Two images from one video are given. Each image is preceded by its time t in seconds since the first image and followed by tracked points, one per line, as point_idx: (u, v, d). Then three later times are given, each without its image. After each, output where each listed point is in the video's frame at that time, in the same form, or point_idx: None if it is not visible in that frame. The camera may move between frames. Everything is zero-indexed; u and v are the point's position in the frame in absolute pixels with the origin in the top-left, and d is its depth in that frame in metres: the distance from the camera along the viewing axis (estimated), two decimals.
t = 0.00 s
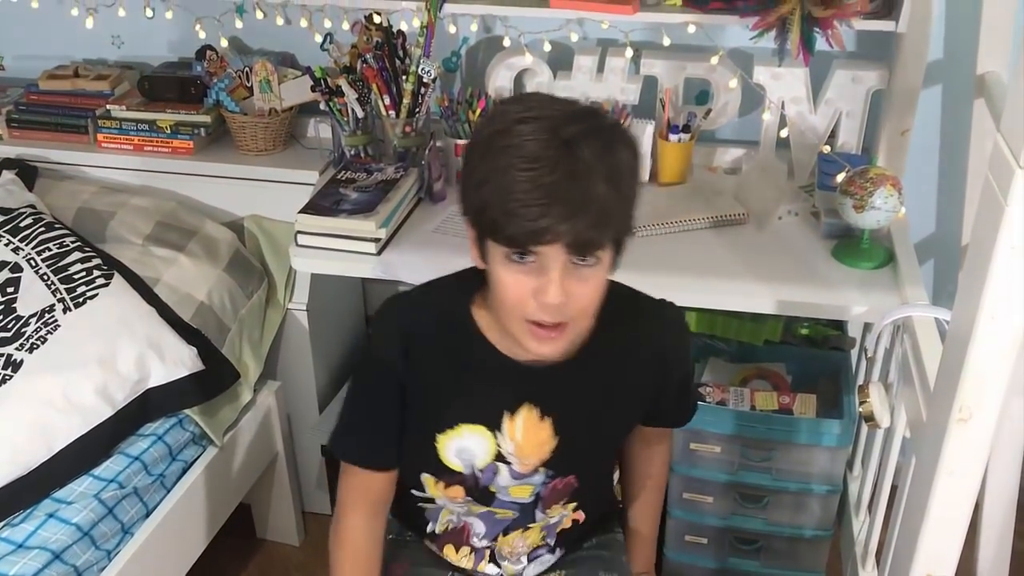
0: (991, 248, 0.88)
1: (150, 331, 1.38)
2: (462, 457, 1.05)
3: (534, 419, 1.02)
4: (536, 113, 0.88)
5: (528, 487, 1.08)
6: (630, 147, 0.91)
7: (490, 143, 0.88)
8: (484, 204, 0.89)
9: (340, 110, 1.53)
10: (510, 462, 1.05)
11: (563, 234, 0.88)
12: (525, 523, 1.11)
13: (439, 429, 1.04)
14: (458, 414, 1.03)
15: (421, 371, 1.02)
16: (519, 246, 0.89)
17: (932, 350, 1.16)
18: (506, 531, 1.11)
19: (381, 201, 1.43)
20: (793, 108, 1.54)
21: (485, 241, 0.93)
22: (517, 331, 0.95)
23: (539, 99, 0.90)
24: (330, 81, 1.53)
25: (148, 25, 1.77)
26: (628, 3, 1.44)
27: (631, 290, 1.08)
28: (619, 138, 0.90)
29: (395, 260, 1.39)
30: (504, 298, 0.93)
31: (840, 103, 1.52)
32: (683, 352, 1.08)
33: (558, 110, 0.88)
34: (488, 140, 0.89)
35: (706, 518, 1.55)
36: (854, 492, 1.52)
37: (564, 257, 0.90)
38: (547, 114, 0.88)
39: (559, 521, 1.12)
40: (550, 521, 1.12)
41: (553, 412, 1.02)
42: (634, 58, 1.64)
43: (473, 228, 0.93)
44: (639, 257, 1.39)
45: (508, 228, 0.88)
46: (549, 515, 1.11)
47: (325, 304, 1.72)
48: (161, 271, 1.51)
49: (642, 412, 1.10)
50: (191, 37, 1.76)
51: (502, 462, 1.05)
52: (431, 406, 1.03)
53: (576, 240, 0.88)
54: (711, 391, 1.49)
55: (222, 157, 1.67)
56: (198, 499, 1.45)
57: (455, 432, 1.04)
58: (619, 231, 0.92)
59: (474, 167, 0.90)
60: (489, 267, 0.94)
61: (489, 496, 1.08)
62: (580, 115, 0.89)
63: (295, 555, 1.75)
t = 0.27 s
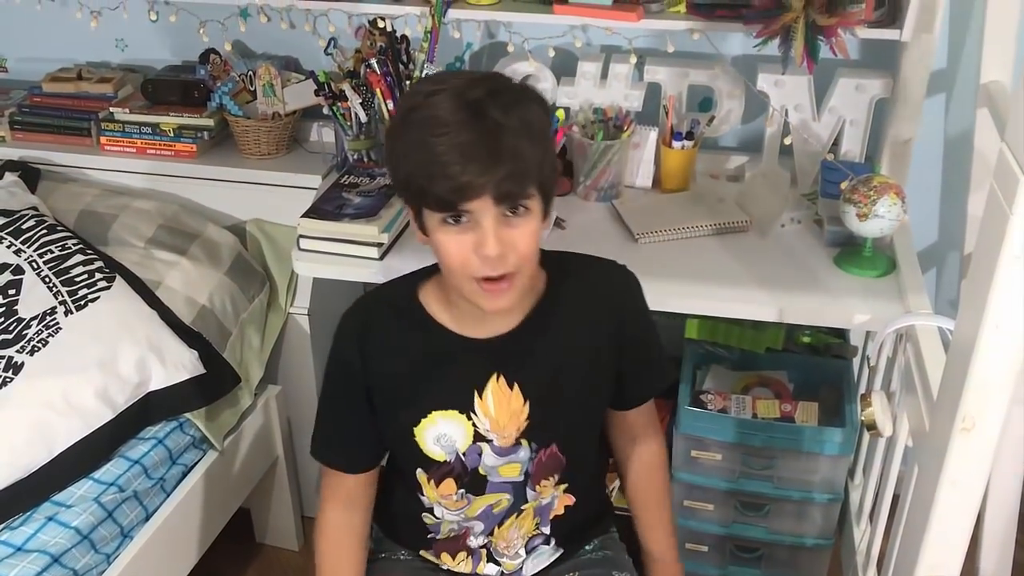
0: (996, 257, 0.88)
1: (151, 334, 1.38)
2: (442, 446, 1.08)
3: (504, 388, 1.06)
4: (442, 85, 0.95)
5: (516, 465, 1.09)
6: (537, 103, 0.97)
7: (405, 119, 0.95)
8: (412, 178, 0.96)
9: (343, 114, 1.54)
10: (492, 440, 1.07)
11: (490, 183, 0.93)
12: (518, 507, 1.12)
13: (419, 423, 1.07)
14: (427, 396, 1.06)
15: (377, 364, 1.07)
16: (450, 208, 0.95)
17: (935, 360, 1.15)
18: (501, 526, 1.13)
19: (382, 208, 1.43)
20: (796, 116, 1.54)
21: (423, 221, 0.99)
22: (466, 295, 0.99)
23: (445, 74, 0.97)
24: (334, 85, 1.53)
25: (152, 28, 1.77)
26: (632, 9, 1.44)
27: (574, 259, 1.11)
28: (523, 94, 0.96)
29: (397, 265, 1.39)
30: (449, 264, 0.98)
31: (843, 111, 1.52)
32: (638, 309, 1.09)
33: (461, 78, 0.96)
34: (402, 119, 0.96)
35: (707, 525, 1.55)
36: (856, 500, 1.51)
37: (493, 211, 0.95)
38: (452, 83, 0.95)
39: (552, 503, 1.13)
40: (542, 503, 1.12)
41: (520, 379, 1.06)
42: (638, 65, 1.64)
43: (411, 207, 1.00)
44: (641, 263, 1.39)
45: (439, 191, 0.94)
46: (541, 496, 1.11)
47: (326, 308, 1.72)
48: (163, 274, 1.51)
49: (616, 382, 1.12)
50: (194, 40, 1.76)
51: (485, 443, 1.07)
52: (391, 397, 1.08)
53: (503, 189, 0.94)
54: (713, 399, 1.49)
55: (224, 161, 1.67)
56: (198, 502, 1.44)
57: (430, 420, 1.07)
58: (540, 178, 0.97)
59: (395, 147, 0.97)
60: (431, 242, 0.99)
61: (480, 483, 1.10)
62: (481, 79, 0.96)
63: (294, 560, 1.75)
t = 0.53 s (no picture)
0: (1001, 265, 0.88)
1: (154, 336, 1.38)
2: (432, 425, 1.10)
3: (493, 370, 1.07)
4: (413, 78, 0.99)
5: (503, 455, 1.11)
6: (507, 91, 0.99)
7: (378, 112, 1.00)
8: (385, 169, 1.00)
9: (346, 118, 1.55)
10: (479, 423, 1.09)
11: (454, 170, 0.96)
12: (511, 498, 1.13)
13: (408, 401, 1.09)
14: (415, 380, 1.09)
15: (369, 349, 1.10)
16: (420, 196, 0.98)
17: (939, 368, 1.15)
18: (496, 523, 1.13)
19: (387, 210, 1.43)
20: (800, 123, 1.54)
21: (404, 211, 1.03)
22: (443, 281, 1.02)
23: (418, 67, 1.01)
24: (338, 89, 1.54)
25: (156, 30, 1.77)
26: (637, 15, 1.45)
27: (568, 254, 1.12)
28: (492, 84, 0.99)
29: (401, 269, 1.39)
30: (425, 252, 1.01)
31: (847, 118, 1.52)
32: (627, 299, 1.09)
33: (433, 72, 0.99)
34: (377, 113, 1.00)
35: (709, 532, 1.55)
36: (857, 507, 1.51)
37: (462, 198, 0.98)
38: (423, 76, 0.99)
39: (546, 500, 1.13)
40: (537, 499, 1.13)
41: (508, 363, 1.07)
42: (642, 71, 1.64)
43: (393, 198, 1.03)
44: (644, 269, 1.39)
45: (407, 180, 0.97)
46: (534, 487, 1.12)
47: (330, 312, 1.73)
48: (166, 276, 1.51)
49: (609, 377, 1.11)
50: (199, 43, 1.76)
51: (473, 426, 1.09)
52: (383, 382, 1.11)
53: (468, 175, 0.96)
54: (714, 404, 1.48)
55: (228, 164, 1.68)
56: (199, 505, 1.44)
57: (420, 398, 1.09)
58: (511, 165, 0.99)
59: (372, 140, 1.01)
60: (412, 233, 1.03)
61: (468, 471, 1.12)
62: (451, 71, 0.99)
63: (295, 563, 1.75)
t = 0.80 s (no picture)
0: (1003, 270, 0.88)
1: (155, 339, 1.38)
2: (435, 415, 1.10)
3: (498, 362, 1.07)
4: (462, 74, 0.97)
5: (504, 450, 1.10)
6: (551, 91, 0.99)
7: (425, 106, 0.98)
8: (432, 167, 0.99)
9: (348, 121, 1.54)
10: (481, 415, 1.09)
11: (508, 178, 0.97)
12: (511, 493, 1.12)
13: (413, 389, 1.09)
14: (421, 369, 1.08)
15: (376, 337, 1.10)
16: (467, 198, 0.99)
17: (940, 372, 1.15)
18: (496, 519, 1.13)
19: (389, 213, 1.44)
20: (801, 127, 1.54)
21: (435, 204, 1.03)
22: (473, 277, 1.03)
23: (462, 59, 0.99)
24: (340, 92, 1.54)
25: (158, 33, 1.77)
26: (639, 19, 1.45)
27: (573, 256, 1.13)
28: (539, 85, 0.98)
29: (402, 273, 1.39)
30: (460, 249, 1.02)
31: (848, 122, 1.52)
32: (632, 304, 1.10)
33: (482, 68, 0.97)
34: (422, 106, 0.98)
35: (709, 535, 1.55)
36: (858, 511, 1.51)
37: (510, 203, 0.99)
38: (472, 72, 0.97)
39: (546, 499, 1.13)
40: (538, 497, 1.13)
41: (514, 356, 1.07)
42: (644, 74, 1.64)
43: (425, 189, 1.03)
44: (645, 272, 1.39)
45: (456, 181, 0.97)
46: (535, 483, 1.12)
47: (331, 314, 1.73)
48: (167, 278, 1.51)
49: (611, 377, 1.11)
50: (201, 45, 1.77)
51: (475, 418, 1.09)
52: (387, 373, 1.11)
53: (520, 183, 0.97)
54: (716, 408, 1.49)
55: (229, 166, 1.68)
56: (200, 507, 1.44)
57: (423, 387, 1.09)
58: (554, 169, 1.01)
59: (416, 132, 0.99)
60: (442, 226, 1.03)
61: (469, 464, 1.11)
62: (500, 70, 0.97)
63: (295, 566, 1.75)
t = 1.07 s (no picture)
0: (1001, 272, 0.87)
1: (153, 342, 1.38)
2: (438, 426, 1.09)
3: (503, 375, 1.07)
4: (481, 72, 1.00)
5: (507, 463, 1.10)
6: (566, 97, 1.03)
7: (444, 103, 1.00)
8: (450, 161, 1.00)
9: (346, 124, 1.54)
10: (485, 427, 1.09)
11: (525, 170, 0.98)
12: (513, 505, 1.12)
13: (416, 399, 1.09)
14: (426, 378, 1.08)
15: (379, 342, 1.10)
16: (486, 190, 0.99)
17: (939, 374, 1.15)
18: (497, 529, 1.13)
19: (387, 216, 1.43)
20: (799, 129, 1.54)
21: (450, 203, 1.04)
22: (483, 277, 1.03)
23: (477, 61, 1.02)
24: (337, 95, 1.55)
25: (156, 36, 1.77)
26: (636, 21, 1.45)
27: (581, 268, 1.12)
28: (553, 86, 1.02)
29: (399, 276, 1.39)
30: (474, 245, 1.02)
31: (846, 124, 1.52)
32: (637, 322, 1.10)
33: (501, 69, 1.00)
34: (441, 103, 1.00)
35: (708, 538, 1.54)
36: (857, 514, 1.51)
37: (526, 196, 1.00)
38: (491, 73, 1.00)
39: (548, 509, 1.13)
40: (540, 507, 1.13)
41: (518, 369, 1.07)
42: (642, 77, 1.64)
43: (440, 187, 1.04)
44: (643, 274, 1.38)
45: (474, 173, 0.98)
46: (537, 495, 1.12)
47: (329, 317, 1.73)
48: (164, 282, 1.51)
49: (614, 392, 1.11)
50: (198, 48, 1.76)
51: (478, 430, 1.09)
52: (389, 378, 1.10)
53: (536, 176, 0.99)
54: (714, 411, 1.49)
55: (226, 169, 1.67)
56: (197, 512, 1.44)
57: (427, 397, 1.09)
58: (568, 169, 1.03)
59: (433, 128, 1.01)
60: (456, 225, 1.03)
61: (471, 475, 1.11)
62: (519, 71, 1.00)
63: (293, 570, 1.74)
